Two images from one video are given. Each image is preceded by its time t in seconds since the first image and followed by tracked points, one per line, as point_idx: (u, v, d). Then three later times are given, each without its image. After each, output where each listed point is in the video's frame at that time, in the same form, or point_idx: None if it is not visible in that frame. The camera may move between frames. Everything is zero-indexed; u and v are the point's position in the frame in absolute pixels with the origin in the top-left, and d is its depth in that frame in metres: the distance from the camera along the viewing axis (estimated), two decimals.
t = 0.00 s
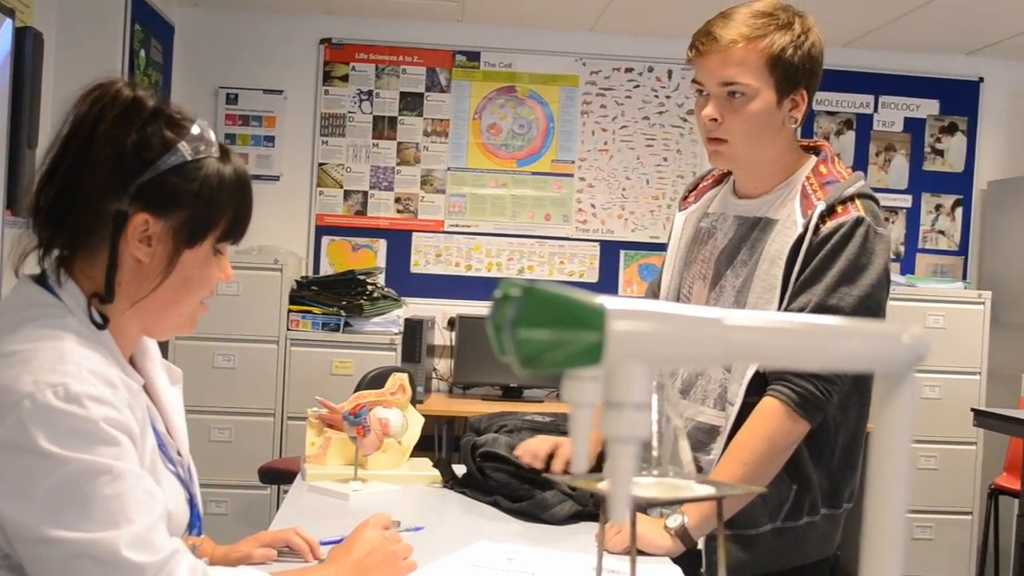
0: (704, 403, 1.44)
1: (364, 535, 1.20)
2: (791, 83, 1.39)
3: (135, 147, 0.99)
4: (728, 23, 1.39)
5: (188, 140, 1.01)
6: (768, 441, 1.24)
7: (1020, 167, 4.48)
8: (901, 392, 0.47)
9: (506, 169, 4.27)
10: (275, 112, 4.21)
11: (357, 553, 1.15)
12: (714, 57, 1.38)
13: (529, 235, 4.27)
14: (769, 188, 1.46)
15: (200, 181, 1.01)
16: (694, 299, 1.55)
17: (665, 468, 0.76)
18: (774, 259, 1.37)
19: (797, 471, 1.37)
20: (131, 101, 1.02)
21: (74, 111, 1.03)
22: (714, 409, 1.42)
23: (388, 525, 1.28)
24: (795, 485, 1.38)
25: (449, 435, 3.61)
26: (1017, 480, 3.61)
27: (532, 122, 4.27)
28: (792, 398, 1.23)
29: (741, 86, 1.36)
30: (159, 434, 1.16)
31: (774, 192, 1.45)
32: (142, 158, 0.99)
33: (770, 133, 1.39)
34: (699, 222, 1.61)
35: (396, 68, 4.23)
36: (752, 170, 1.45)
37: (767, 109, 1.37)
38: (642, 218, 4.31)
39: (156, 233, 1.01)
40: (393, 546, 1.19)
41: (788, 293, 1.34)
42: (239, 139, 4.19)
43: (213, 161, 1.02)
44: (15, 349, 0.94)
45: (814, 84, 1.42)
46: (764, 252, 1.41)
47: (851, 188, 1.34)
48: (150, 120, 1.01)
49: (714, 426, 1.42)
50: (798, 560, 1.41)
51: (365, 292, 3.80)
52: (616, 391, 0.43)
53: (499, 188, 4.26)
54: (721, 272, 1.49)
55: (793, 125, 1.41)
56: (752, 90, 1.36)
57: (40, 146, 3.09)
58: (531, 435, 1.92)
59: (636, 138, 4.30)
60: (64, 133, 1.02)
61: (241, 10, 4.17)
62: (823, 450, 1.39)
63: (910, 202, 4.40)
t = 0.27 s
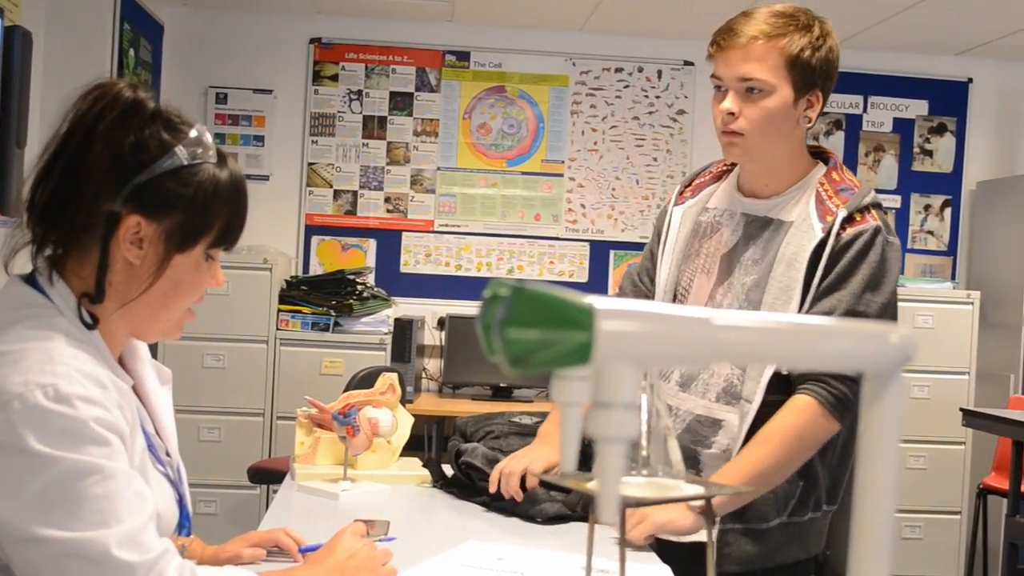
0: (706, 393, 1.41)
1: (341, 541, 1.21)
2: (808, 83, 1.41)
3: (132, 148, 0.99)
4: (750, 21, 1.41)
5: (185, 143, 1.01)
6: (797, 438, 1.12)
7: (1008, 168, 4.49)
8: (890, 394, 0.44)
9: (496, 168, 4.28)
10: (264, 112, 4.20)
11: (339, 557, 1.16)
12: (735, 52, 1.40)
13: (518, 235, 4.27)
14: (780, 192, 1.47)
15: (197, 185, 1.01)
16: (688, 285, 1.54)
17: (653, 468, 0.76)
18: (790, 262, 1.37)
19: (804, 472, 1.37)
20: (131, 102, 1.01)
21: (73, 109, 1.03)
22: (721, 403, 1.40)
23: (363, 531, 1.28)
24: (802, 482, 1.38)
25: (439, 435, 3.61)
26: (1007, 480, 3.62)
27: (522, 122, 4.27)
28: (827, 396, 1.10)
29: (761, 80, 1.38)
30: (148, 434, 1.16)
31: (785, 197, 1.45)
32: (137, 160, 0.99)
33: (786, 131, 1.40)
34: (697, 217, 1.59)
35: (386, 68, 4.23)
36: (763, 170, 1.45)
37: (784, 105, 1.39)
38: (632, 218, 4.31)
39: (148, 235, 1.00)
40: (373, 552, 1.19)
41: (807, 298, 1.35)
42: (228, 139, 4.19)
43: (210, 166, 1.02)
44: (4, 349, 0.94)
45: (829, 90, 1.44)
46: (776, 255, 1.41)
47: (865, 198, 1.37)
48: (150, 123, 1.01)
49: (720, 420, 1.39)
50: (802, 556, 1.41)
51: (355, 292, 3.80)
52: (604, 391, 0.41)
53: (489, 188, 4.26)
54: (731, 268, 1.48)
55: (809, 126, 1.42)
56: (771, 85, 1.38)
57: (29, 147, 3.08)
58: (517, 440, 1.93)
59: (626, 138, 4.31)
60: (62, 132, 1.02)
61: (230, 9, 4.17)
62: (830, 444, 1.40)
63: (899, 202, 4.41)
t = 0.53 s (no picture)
0: (704, 389, 1.51)
1: (324, 546, 1.21)
2: (784, 92, 1.53)
3: (125, 150, 0.99)
4: (732, 33, 1.53)
5: (178, 147, 1.01)
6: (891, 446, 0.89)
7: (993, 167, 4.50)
8: (873, 391, 0.44)
9: (483, 168, 4.28)
10: (250, 112, 4.19)
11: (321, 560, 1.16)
12: (720, 61, 1.51)
13: (505, 235, 4.27)
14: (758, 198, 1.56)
15: (188, 190, 1.00)
16: (676, 289, 1.58)
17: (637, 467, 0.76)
18: (794, 265, 1.47)
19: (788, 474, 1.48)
20: (128, 103, 1.01)
21: (67, 109, 1.03)
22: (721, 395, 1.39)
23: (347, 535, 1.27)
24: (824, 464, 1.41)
25: (426, 435, 3.61)
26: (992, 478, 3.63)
27: (508, 121, 4.27)
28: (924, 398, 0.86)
29: (745, 85, 1.48)
30: (133, 435, 1.16)
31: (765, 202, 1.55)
32: (128, 162, 0.99)
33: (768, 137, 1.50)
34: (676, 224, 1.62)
35: (372, 67, 4.23)
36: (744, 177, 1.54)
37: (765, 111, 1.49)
38: (619, 218, 4.31)
39: (136, 238, 1.00)
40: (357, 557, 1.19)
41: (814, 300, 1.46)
42: (214, 139, 4.18)
43: (203, 173, 1.02)
44: None
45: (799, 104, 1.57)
46: (780, 256, 1.50)
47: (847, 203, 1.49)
48: (143, 128, 1.01)
49: (723, 412, 1.49)
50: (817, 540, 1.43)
51: (341, 292, 3.78)
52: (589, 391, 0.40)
53: (475, 187, 4.26)
54: (725, 272, 1.54)
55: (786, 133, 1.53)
56: (754, 91, 1.49)
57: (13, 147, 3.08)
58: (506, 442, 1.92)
59: (613, 138, 4.31)
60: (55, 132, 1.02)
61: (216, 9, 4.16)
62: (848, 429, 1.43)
63: (885, 201, 4.42)
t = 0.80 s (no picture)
0: (695, 381, 1.50)
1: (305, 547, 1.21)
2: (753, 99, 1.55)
3: (97, 150, 0.98)
4: (701, 43, 1.55)
5: (151, 144, 1.01)
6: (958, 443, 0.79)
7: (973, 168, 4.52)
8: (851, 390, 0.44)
9: (464, 169, 4.28)
10: (231, 111, 4.18)
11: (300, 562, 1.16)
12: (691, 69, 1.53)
13: (487, 235, 4.27)
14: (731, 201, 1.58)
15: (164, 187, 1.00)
16: (659, 287, 1.58)
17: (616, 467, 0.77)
18: (774, 263, 1.51)
19: (779, 471, 1.49)
20: (98, 103, 1.01)
21: (38, 112, 1.02)
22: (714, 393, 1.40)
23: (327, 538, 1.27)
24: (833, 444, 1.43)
25: (408, 435, 3.60)
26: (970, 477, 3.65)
27: (490, 122, 4.28)
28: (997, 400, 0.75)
29: (716, 91, 1.50)
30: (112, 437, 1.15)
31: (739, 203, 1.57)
32: (103, 163, 0.98)
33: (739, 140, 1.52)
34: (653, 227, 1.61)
35: (354, 68, 4.22)
36: (716, 181, 1.55)
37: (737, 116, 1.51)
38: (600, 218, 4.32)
39: (116, 239, 1.00)
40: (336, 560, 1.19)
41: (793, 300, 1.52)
42: (195, 139, 4.17)
43: (176, 167, 1.02)
44: None
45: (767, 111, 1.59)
46: (761, 254, 1.53)
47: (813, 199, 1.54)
48: (113, 129, 1.00)
49: (717, 402, 1.49)
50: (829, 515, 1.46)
51: (322, 293, 3.78)
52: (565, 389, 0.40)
53: (457, 188, 4.26)
54: (708, 270, 1.55)
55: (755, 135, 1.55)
56: (726, 97, 1.50)
57: None
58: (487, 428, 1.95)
59: (594, 139, 4.32)
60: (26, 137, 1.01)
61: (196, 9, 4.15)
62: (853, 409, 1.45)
63: (865, 202, 4.44)
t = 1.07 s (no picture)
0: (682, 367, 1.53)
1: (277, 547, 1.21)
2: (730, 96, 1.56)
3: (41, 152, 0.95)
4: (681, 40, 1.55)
5: (91, 131, 0.98)
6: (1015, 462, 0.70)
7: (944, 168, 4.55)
8: (814, 388, 0.44)
9: (438, 167, 4.28)
10: (204, 108, 4.17)
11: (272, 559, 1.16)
12: (673, 66, 1.53)
13: (460, 233, 4.27)
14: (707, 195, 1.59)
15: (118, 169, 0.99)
16: (644, 279, 1.57)
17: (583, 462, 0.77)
18: (755, 254, 1.55)
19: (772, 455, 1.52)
20: (20, 109, 0.96)
21: None
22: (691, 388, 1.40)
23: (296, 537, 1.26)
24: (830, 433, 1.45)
25: (380, 433, 3.60)
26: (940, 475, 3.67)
27: (464, 119, 4.28)
28: None
29: (700, 87, 1.51)
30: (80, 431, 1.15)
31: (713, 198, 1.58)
32: (50, 165, 0.96)
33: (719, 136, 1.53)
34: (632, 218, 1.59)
35: (327, 65, 4.21)
36: (695, 176, 1.56)
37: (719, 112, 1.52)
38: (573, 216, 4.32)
39: (90, 232, 1.00)
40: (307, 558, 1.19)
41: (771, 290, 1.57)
42: (167, 136, 4.15)
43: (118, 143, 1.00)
44: None
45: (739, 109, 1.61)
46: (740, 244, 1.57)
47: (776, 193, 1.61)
48: (47, 122, 0.97)
49: (704, 386, 1.54)
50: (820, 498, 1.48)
51: (294, 290, 3.78)
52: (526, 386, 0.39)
53: (430, 185, 4.26)
54: (693, 261, 1.56)
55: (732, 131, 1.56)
56: (709, 93, 1.51)
57: None
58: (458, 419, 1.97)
59: (568, 137, 4.32)
60: None
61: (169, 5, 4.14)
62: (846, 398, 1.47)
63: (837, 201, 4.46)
